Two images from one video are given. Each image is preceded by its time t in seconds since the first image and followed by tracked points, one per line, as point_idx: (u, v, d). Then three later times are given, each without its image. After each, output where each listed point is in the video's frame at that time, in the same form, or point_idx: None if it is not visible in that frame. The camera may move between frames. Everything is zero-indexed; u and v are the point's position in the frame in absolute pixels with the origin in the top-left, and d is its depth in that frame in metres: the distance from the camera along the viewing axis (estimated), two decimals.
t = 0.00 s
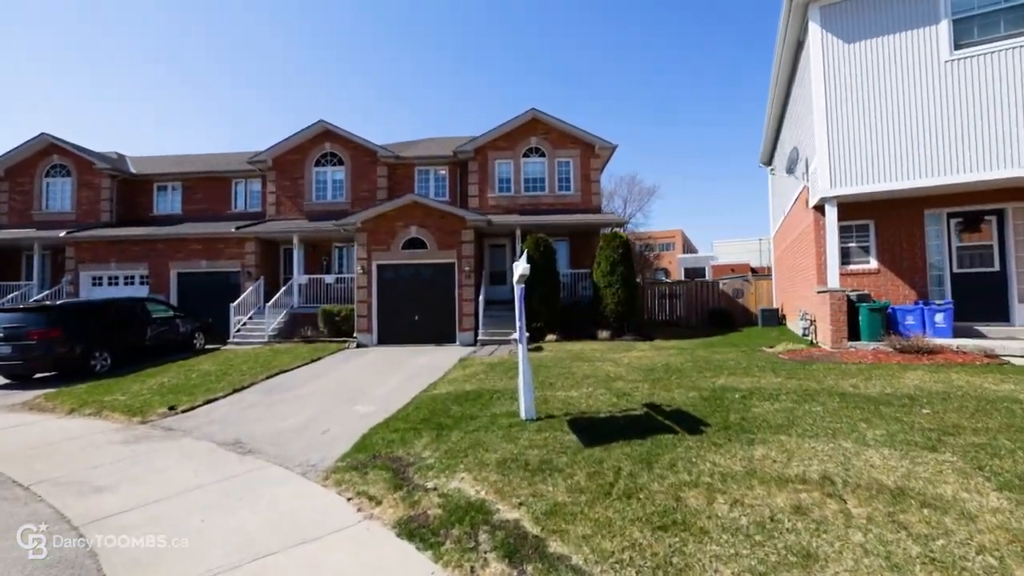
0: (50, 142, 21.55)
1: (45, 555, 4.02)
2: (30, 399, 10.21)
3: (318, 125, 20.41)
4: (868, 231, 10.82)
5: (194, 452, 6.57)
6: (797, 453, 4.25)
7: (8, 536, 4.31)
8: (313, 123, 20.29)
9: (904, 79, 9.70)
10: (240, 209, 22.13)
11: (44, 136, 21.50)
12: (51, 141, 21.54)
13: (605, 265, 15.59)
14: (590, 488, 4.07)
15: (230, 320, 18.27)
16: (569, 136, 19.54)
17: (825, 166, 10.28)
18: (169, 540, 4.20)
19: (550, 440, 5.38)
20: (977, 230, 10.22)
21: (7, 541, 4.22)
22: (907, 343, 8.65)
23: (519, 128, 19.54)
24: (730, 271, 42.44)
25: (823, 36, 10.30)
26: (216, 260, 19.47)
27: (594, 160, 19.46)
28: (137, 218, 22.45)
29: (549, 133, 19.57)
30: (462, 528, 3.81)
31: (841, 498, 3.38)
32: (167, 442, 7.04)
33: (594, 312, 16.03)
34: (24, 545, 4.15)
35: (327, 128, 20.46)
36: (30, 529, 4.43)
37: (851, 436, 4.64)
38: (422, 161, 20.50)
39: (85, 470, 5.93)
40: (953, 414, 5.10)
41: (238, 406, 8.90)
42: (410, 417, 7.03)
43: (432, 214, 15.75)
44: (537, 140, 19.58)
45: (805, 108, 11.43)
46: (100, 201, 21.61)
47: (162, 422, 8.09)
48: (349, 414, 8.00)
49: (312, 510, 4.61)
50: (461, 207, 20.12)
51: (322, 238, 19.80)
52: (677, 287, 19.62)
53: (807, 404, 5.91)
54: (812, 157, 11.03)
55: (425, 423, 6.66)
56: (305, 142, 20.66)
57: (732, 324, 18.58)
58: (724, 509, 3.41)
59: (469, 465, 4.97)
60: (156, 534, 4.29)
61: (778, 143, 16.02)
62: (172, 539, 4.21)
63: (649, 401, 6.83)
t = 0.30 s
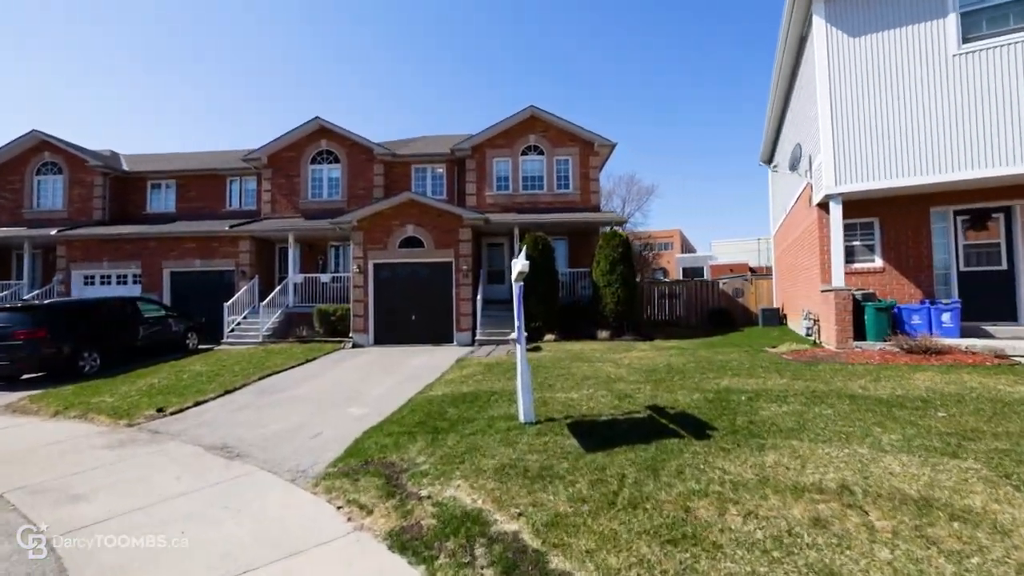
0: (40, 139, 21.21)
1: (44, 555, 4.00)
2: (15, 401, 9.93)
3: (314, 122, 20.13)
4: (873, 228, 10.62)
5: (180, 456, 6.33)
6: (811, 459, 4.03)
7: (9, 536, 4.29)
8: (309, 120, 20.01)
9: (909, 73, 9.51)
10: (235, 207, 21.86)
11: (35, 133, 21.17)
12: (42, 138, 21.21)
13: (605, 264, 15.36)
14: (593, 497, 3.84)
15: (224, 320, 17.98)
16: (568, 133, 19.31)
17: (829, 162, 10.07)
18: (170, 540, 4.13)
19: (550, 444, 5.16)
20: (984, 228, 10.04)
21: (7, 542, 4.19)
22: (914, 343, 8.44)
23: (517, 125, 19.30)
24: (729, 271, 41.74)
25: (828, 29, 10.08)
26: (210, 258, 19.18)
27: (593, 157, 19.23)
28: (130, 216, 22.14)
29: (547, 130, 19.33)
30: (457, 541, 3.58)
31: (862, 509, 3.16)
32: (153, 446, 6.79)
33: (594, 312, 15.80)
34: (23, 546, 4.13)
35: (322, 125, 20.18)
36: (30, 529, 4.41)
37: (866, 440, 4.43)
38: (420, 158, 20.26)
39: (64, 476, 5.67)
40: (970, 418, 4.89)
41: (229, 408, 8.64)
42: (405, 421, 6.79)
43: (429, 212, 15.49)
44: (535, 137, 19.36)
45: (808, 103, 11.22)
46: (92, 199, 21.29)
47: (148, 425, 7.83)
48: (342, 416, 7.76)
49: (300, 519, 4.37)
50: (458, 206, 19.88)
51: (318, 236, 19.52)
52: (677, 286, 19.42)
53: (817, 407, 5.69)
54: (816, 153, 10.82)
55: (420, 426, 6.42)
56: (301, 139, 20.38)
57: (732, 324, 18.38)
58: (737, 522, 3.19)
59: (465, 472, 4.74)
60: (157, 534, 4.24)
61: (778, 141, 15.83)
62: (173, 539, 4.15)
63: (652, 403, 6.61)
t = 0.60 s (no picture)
0: (32, 136, 20.89)
1: (44, 555, 3.96)
2: None
3: (310, 119, 19.86)
4: (879, 227, 10.40)
5: (166, 463, 6.07)
6: (830, 469, 3.79)
7: (8, 537, 4.24)
8: (305, 118, 19.74)
9: (917, 67, 9.29)
10: (231, 206, 21.57)
11: (26, 130, 20.84)
12: (34, 135, 20.89)
13: (605, 263, 15.11)
14: (599, 511, 3.60)
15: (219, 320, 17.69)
16: (567, 131, 19.06)
17: (836, 159, 9.84)
18: (170, 540, 4.11)
19: (552, 452, 4.92)
20: (994, 225, 9.80)
21: (9, 540, 4.17)
22: (925, 344, 8.22)
23: (516, 123, 19.05)
24: (728, 271, 41.18)
25: (835, 23, 9.86)
26: (205, 258, 18.89)
27: (593, 155, 18.98)
28: (124, 214, 21.84)
29: (547, 128, 19.09)
30: (454, 559, 3.33)
31: (891, 527, 2.92)
32: (138, 451, 6.52)
33: (594, 312, 15.55)
34: (23, 546, 4.08)
35: (319, 123, 19.91)
36: (30, 528, 4.38)
37: (886, 448, 4.19)
38: (418, 156, 20.00)
39: (42, 485, 5.40)
40: (994, 424, 4.65)
41: (219, 412, 8.38)
42: (400, 425, 6.53)
43: (426, 211, 15.23)
44: (534, 135, 19.11)
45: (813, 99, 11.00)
46: (85, 197, 20.99)
47: (135, 429, 7.56)
48: (336, 420, 7.50)
49: (286, 533, 4.11)
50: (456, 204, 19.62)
51: (314, 235, 19.23)
52: (677, 286, 19.20)
53: (830, 411, 5.45)
54: (822, 150, 10.59)
55: (416, 432, 6.16)
56: (297, 137, 20.11)
57: (733, 323, 18.14)
58: (756, 540, 2.95)
59: (462, 481, 4.49)
60: (156, 535, 4.20)
61: (781, 138, 15.63)
62: (172, 539, 4.12)
63: (657, 407, 6.37)
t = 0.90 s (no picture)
0: (25, 133, 20.59)
1: (44, 555, 3.90)
2: None
3: (306, 117, 19.58)
4: (887, 225, 10.16)
5: (152, 468, 5.81)
6: (851, 479, 3.54)
7: (8, 537, 4.19)
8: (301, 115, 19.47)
9: (928, 60, 9.06)
10: (226, 205, 21.28)
11: (19, 127, 20.53)
12: (26, 133, 20.58)
13: (606, 262, 14.86)
14: (606, 526, 3.35)
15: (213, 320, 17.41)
16: (568, 128, 18.81)
17: (844, 154, 9.58)
18: (169, 540, 4.08)
19: (555, 459, 4.68)
20: (1006, 223, 9.54)
21: (7, 541, 4.11)
22: (936, 344, 7.98)
23: (516, 120, 18.80)
24: (728, 271, 41.14)
25: (842, 15, 9.61)
26: (200, 257, 18.62)
27: (594, 153, 18.74)
28: (118, 213, 21.55)
29: (547, 125, 18.84)
30: None
31: (927, 546, 2.67)
32: (122, 455, 6.25)
33: (595, 312, 15.32)
34: (23, 546, 4.03)
35: (315, 120, 19.63)
36: (29, 529, 4.33)
37: (909, 456, 3.94)
38: (416, 154, 19.74)
39: (16, 494, 5.13)
40: (1020, 430, 4.40)
41: (209, 415, 8.11)
42: (395, 429, 6.27)
43: (424, 209, 14.97)
44: (534, 132, 18.85)
45: (819, 95, 10.80)
46: (79, 196, 20.70)
47: (121, 433, 7.29)
48: (329, 423, 7.24)
49: (272, 545, 3.85)
50: (455, 202, 19.38)
51: (311, 234, 18.94)
52: (678, 285, 18.99)
53: (844, 416, 5.21)
54: (829, 145, 10.33)
55: (411, 436, 5.91)
56: (293, 134, 19.84)
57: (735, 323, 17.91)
58: (779, 561, 2.70)
59: (459, 491, 4.23)
60: (155, 535, 4.16)
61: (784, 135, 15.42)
62: (172, 539, 4.09)
63: (662, 410, 6.13)
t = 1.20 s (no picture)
0: (16, 131, 20.27)
1: (44, 554, 3.88)
2: None
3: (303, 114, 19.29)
4: (896, 222, 9.91)
5: (135, 476, 5.55)
6: (878, 494, 3.28)
7: (9, 536, 4.18)
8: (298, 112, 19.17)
9: (939, 54, 8.82)
10: (222, 203, 20.98)
11: (10, 124, 20.22)
12: (18, 130, 20.27)
13: (607, 261, 14.59)
14: (614, 545, 3.09)
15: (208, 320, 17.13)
16: (568, 126, 18.55)
17: (852, 150, 9.32)
18: (170, 540, 4.06)
19: (557, 468, 4.42)
20: (1019, 221, 9.33)
21: (6, 542, 4.08)
22: (949, 345, 7.73)
23: (515, 117, 18.53)
24: (728, 271, 40.96)
25: (851, 7, 9.36)
26: (194, 256, 18.33)
27: (594, 151, 18.48)
28: (111, 212, 21.26)
29: (547, 123, 18.58)
30: None
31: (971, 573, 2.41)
32: (105, 462, 5.99)
33: (595, 312, 15.07)
34: (23, 546, 4.01)
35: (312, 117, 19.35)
36: (29, 529, 4.31)
37: (938, 467, 3.68)
38: (414, 152, 19.47)
39: None
40: None
41: (199, 419, 7.83)
42: (390, 435, 6.01)
43: (421, 207, 14.69)
44: (534, 130, 18.59)
45: (826, 89, 10.54)
46: (72, 194, 20.41)
47: (105, 438, 7.01)
48: (322, 428, 6.97)
49: (253, 563, 3.58)
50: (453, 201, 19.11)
51: (307, 233, 18.67)
52: (678, 284, 18.81)
53: (861, 421, 4.96)
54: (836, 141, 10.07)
55: (406, 443, 5.64)
56: (290, 132, 19.57)
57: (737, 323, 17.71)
58: None
59: (455, 504, 3.97)
60: (156, 535, 4.16)
61: (788, 131, 15.14)
62: (172, 539, 4.08)
63: (668, 415, 5.88)
